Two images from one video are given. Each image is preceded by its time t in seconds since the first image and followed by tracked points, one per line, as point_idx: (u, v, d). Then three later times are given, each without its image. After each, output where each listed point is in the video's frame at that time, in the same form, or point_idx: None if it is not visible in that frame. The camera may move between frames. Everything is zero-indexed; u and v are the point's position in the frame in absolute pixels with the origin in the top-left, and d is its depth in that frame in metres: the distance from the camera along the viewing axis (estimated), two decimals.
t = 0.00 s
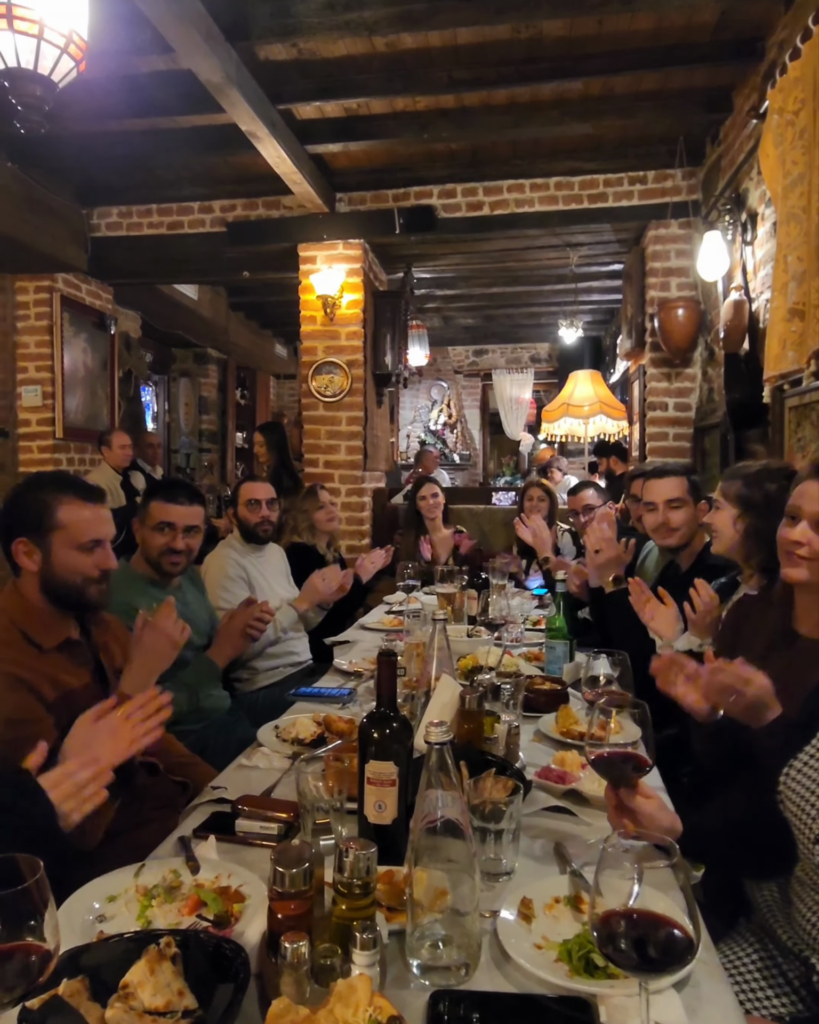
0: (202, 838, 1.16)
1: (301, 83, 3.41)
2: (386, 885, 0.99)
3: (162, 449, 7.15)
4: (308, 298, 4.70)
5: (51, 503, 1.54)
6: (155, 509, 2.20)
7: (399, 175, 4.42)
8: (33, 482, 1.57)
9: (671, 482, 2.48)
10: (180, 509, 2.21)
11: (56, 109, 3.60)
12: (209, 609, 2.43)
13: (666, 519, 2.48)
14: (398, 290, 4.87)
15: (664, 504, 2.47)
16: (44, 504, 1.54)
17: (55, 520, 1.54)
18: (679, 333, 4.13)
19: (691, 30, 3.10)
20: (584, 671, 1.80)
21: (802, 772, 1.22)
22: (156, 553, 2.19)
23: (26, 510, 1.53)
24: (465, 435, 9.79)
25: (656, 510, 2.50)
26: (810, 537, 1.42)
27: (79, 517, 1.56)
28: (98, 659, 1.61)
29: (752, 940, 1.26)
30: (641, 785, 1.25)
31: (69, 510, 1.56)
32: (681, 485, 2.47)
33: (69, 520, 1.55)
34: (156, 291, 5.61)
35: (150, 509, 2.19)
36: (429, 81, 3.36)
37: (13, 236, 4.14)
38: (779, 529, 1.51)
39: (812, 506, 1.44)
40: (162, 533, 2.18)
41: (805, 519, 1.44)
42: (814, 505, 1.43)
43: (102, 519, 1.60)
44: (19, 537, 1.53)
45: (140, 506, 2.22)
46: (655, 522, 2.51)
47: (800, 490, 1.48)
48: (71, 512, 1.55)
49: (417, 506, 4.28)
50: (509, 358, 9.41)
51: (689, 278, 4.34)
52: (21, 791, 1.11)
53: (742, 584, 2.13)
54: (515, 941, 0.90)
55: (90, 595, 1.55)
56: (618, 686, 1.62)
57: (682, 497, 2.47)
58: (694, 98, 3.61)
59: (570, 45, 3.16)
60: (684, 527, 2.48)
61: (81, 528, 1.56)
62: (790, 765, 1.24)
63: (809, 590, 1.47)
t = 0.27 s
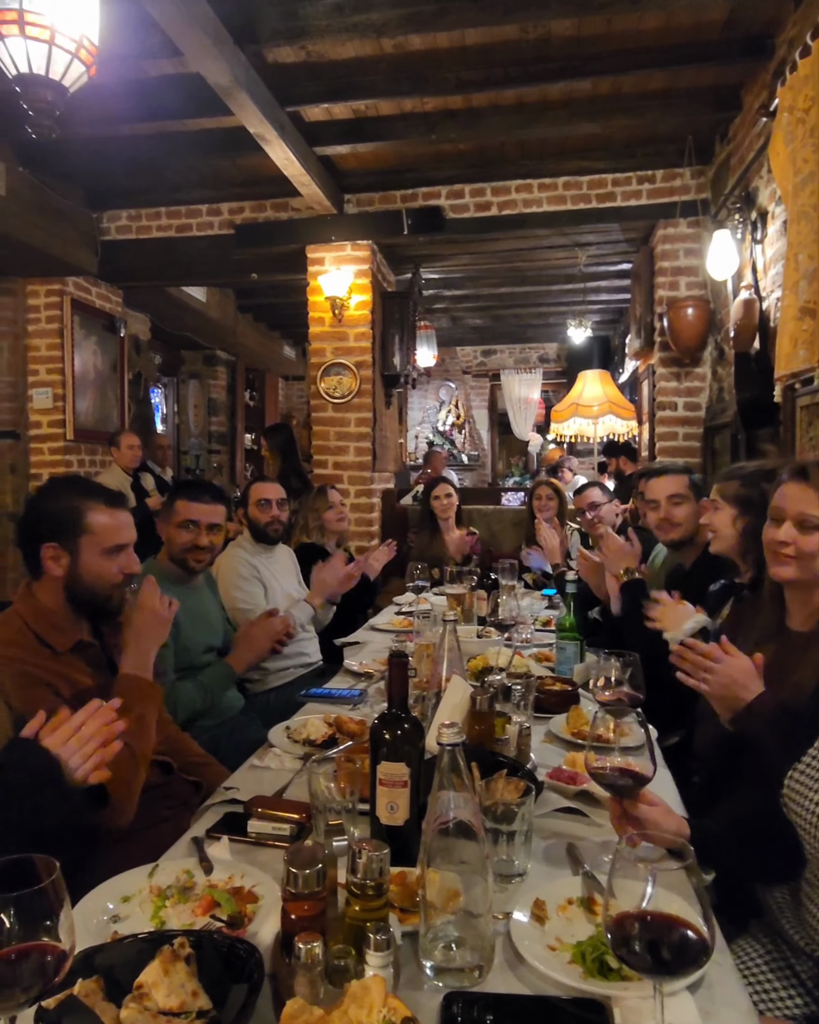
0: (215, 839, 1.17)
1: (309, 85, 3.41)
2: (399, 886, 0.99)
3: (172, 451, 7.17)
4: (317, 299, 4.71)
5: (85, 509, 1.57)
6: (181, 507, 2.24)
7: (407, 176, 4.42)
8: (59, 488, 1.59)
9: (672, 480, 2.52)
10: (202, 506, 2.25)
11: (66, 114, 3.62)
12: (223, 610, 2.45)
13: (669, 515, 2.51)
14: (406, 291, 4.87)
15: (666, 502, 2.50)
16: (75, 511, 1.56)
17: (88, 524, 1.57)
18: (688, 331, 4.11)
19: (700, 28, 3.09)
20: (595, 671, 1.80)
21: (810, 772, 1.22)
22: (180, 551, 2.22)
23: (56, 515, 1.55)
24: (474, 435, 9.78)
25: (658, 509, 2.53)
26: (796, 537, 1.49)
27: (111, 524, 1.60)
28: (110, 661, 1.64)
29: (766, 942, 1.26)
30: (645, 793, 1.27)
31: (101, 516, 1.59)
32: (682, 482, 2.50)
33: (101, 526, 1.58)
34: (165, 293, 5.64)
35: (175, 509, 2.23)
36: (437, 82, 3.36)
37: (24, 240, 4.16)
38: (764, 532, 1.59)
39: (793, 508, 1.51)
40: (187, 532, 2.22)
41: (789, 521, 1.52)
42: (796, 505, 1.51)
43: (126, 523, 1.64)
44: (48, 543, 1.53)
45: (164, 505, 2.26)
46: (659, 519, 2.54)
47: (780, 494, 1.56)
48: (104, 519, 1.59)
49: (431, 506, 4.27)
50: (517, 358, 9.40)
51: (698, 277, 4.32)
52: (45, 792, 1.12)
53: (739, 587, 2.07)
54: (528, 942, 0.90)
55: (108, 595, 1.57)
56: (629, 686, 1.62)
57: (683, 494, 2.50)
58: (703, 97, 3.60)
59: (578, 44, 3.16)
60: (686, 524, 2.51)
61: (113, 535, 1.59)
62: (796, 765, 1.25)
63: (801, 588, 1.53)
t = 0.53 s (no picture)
0: (224, 839, 1.17)
1: (317, 87, 3.42)
2: (409, 887, 0.99)
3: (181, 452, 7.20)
4: (325, 300, 4.72)
5: (102, 504, 1.60)
6: (205, 505, 2.28)
7: (415, 177, 4.42)
8: (74, 485, 1.61)
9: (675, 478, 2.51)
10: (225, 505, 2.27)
11: (75, 118, 3.64)
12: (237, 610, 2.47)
13: (674, 513, 2.49)
14: (415, 292, 4.87)
15: (671, 499, 2.49)
16: (91, 506, 1.58)
17: (104, 518, 1.59)
18: (697, 330, 4.10)
19: (708, 26, 3.08)
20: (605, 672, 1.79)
21: None
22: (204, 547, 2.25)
23: (75, 510, 1.56)
24: (483, 436, 9.77)
25: (662, 507, 2.52)
26: (796, 537, 1.50)
27: (128, 513, 1.63)
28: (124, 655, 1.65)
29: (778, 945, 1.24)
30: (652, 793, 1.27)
31: (116, 510, 1.61)
32: (685, 481, 2.50)
33: (116, 519, 1.60)
34: (175, 296, 5.66)
35: (198, 505, 2.27)
36: (444, 83, 3.37)
37: (34, 244, 4.19)
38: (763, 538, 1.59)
39: (793, 507, 1.54)
40: (209, 526, 2.25)
41: (787, 521, 1.53)
42: (795, 506, 1.53)
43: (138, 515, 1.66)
44: (67, 537, 1.54)
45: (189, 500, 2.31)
46: (662, 517, 2.54)
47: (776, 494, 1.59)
48: (117, 513, 1.61)
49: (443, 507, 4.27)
50: (526, 358, 9.39)
51: (708, 276, 4.30)
52: (67, 781, 1.13)
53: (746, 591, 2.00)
54: (539, 944, 0.90)
55: (123, 589, 1.59)
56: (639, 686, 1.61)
57: (687, 493, 2.49)
58: (711, 95, 3.58)
59: (585, 44, 3.15)
60: (691, 522, 2.49)
61: (129, 526, 1.61)
62: (800, 764, 1.27)
63: (800, 589, 1.54)
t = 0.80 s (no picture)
0: (230, 836, 1.17)
1: (324, 87, 3.43)
2: (413, 884, 0.99)
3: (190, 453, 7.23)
4: (333, 301, 4.73)
5: (106, 499, 1.58)
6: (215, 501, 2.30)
7: (423, 177, 4.42)
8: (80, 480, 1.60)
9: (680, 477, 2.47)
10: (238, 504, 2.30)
11: (84, 120, 3.67)
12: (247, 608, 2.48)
13: (678, 513, 2.47)
14: (422, 292, 4.87)
15: (674, 499, 2.46)
16: (98, 499, 1.57)
17: (111, 512, 1.58)
18: (706, 328, 4.08)
19: (716, 22, 3.07)
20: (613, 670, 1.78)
21: None
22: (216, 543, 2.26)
23: (80, 505, 1.56)
24: (491, 436, 9.76)
25: (667, 506, 2.50)
26: (813, 535, 1.49)
27: (133, 506, 1.61)
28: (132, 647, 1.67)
29: (787, 945, 1.23)
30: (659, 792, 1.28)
31: (119, 501, 1.60)
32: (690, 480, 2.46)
33: (121, 511, 1.59)
34: (183, 297, 5.68)
35: (210, 503, 2.29)
36: (451, 82, 3.36)
37: (43, 245, 4.22)
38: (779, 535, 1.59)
39: (808, 504, 1.52)
40: (220, 524, 2.27)
41: (805, 518, 1.51)
42: (810, 502, 1.52)
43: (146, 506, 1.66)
44: (74, 533, 1.54)
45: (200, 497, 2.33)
46: (667, 516, 2.51)
47: (791, 491, 1.57)
48: (124, 504, 1.60)
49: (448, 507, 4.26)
50: (534, 358, 9.36)
51: (717, 274, 4.28)
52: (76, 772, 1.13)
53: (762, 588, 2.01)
54: (544, 941, 0.90)
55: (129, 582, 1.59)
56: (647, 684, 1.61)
57: (692, 492, 2.46)
58: (720, 92, 3.57)
59: (593, 41, 3.14)
60: (697, 521, 2.47)
61: (136, 517, 1.61)
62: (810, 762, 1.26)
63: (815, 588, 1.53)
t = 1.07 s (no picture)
0: (238, 838, 1.17)
1: (334, 87, 3.42)
2: (421, 888, 0.98)
3: (200, 453, 7.24)
4: (343, 301, 4.72)
5: (159, 499, 1.61)
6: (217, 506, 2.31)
7: (433, 176, 4.41)
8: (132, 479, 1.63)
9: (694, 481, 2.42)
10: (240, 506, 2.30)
11: (95, 121, 3.68)
12: (252, 609, 2.48)
13: (693, 517, 2.44)
14: (432, 292, 4.87)
15: (690, 503, 2.43)
16: (152, 499, 1.59)
17: (162, 513, 1.60)
18: (718, 328, 4.05)
19: (727, 19, 3.04)
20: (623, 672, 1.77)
21: None
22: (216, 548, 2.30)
23: (134, 502, 1.57)
24: (501, 436, 9.74)
25: (681, 510, 2.46)
26: None
27: (182, 511, 1.63)
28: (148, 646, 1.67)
29: (799, 951, 1.22)
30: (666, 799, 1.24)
31: (173, 505, 1.63)
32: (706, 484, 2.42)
33: (174, 516, 1.61)
34: (194, 297, 5.70)
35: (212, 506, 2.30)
36: (461, 81, 3.35)
37: (54, 246, 4.23)
38: None
39: None
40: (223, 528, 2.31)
41: None
42: None
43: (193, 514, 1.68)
44: (126, 527, 1.55)
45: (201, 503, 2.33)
46: (682, 521, 2.48)
47: None
48: (176, 509, 1.62)
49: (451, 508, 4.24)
50: (544, 358, 9.32)
51: (728, 273, 4.25)
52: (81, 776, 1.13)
53: (788, 591, 2.01)
54: (553, 947, 0.89)
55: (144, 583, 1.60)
56: (658, 687, 1.59)
57: (708, 495, 2.42)
58: (731, 90, 3.54)
59: (604, 39, 3.13)
60: (711, 524, 2.44)
61: (183, 523, 1.62)
62: None
63: None
